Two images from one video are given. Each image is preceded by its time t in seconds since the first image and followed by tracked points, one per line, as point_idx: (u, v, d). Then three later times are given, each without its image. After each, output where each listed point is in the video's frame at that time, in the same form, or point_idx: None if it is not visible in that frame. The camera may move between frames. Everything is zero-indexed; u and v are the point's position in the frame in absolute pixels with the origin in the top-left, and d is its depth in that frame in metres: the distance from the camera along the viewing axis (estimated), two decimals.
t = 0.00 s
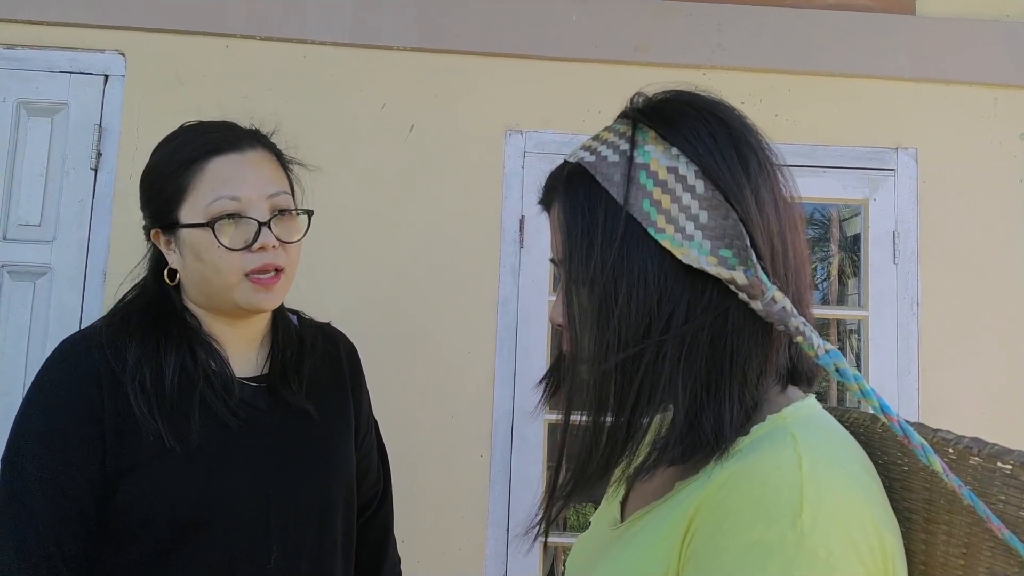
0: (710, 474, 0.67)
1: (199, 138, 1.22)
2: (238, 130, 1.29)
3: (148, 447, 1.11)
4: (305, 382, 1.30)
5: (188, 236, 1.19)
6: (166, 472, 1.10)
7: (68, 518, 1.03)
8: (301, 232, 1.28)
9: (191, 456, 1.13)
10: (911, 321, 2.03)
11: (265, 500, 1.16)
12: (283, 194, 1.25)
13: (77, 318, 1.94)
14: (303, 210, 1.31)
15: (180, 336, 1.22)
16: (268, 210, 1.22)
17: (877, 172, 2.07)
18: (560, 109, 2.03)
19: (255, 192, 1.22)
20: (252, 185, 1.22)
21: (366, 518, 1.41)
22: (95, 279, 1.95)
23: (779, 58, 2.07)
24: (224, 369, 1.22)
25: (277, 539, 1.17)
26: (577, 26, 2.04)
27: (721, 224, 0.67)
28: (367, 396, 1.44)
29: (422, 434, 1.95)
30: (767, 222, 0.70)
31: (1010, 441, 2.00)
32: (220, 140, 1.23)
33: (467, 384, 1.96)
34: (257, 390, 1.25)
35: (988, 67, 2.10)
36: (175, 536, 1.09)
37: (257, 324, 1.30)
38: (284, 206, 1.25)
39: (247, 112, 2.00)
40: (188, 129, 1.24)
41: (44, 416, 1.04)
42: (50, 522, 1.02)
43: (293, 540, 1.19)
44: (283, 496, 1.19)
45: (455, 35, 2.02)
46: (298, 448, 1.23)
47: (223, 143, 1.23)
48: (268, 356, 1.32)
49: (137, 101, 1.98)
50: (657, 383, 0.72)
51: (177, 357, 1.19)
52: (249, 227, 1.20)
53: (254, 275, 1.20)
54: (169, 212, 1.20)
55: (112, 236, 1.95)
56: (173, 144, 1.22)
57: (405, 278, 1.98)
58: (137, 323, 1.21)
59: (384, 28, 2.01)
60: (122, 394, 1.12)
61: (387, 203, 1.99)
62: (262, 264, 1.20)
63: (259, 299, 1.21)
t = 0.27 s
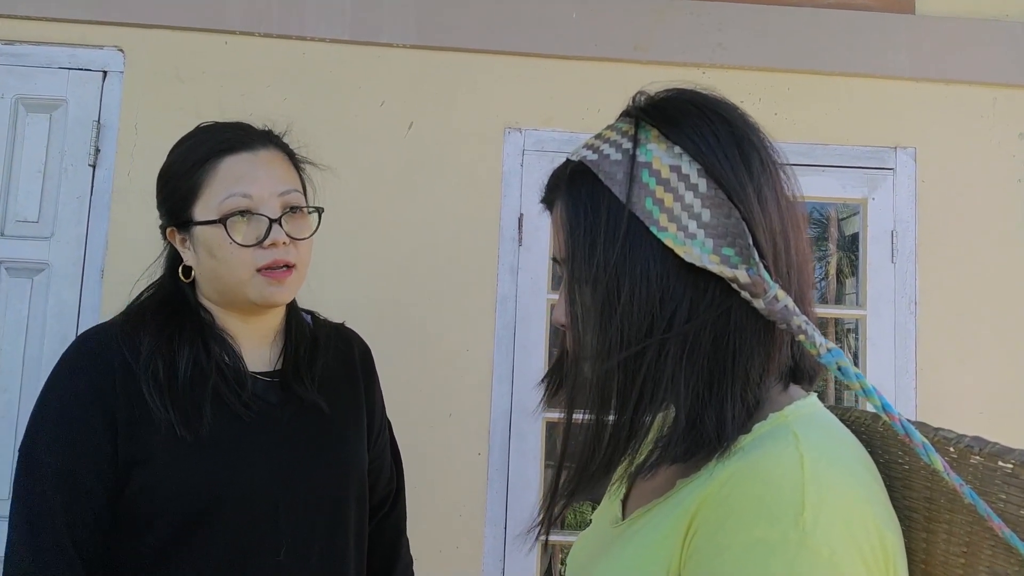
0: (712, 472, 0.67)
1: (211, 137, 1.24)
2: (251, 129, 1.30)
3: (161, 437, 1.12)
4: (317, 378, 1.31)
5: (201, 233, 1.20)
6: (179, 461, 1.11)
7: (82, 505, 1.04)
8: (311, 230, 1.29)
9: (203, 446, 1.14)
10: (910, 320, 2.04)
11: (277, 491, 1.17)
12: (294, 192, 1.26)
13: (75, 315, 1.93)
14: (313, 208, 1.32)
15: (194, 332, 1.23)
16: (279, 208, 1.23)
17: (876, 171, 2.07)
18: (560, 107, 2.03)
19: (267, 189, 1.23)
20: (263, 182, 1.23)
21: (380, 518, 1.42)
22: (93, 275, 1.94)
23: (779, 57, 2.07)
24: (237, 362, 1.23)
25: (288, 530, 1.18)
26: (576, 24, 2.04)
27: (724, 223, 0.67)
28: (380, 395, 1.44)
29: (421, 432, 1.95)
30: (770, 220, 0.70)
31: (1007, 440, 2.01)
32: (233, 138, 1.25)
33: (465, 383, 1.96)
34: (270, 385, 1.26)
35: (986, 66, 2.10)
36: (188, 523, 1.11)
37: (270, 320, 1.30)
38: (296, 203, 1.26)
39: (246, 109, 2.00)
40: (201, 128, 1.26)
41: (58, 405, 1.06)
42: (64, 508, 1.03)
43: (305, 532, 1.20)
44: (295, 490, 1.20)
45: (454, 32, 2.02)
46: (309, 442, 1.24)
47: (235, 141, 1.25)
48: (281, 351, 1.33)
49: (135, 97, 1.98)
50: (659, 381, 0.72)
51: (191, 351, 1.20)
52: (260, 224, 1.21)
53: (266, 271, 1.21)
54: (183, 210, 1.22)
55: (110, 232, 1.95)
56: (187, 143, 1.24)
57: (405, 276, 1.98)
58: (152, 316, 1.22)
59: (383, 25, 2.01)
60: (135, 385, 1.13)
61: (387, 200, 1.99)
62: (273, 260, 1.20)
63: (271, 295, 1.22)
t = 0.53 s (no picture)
0: (715, 472, 0.68)
1: (224, 140, 1.26)
2: (263, 132, 1.32)
3: (172, 434, 1.13)
4: (329, 377, 1.32)
5: (213, 235, 1.22)
6: (190, 458, 1.13)
7: (94, 500, 1.06)
8: (322, 231, 1.30)
9: (213, 443, 1.15)
10: (910, 321, 2.04)
11: (286, 489, 1.18)
12: (304, 194, 1.28)
13: (76, 313, 1.93)
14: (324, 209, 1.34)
15: (207, 331, 1.24)
16: (289, 209, 1.25)
17: (877, 173, 2.07)
18: (561, 107, 2.04)
19: (277, 191, 1.24)
20: (274, 184, 1.24)
21: (394, 521, 1.43)
22: (94, 274, 1.95)
23: (779, 58, 2.07)
24: (249, 361, 1.24)
25: (298, 527, 1.19)
26: (577, 25, 2.04)
27: (728, 224, 0.68)
28: (394, 396, 1.45)
29: (421, 432, 1.95)
30: (773, 221, 0.70)
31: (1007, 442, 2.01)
32: (244, 141, 1.27)
33: (466, 383, 1.96)
34: (282, 384, 1.27)
35: (986, 68, 2.10)
36: (198, 519, 1.12)
37: (282, 320, 1.32)
38: (306, 204, 1.27)
39: (247, 109, 2.00)
40: (214, 131, 1.28)
41: (73, 402, 1.08)
42: (78, 503, 1.05)
43: (315, 530, 1.20)
44: (306, 487, 1.20)
45: (455, 33, 2.02)
46: (320, 441, 1.24)
47: (246, 143, 1.26)
48: (293, 351, 1.34)
49: (137, 96, 1.98)
50: (662, 381, 0.72)
51: (203, 349, 1.22)
52: (271, 225, 1.22)
53: (276, 272, 1.22)
54: (196, 212, 1.24)
55: (111, 231, 1.95)
56: (200, 147, 1.27)
57: (406, 276, 1.98)
58: (167, 315, 1.25)
59: (384, 26, 2.01)
60: (147, 382, 1.15)
61: (388, 200, 1.99)
62: (283, 261, 1.22)
63: (281, 295, 1.23)
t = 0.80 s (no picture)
0: (716, 470, 0.67)
1: (230, 138, 1.26)
2: (269, 132, 1.32)
3: (180, 432, 1.14)
4: (336, 376, 1.32)
5: (221, 234, 1.22)
6: (198, 456, 1.13)
7: (103, 499, 1.06)
8: (328, 229, 1.31)
9: (220, 441, 1.16)
10: (911, 319, 2.04)
11: (295, 484, 1.19)
12: (311, 192, 1.28)
13: (77, 311, 1.93)
14: (330, 208, 1.34)
15: (216, 329, 1.25)
16: (296, 208, 1.25)
17: (877, 171, 2.07)
18: (561, 105, 2.03)
19: (284, 190, 1.24)
20: (281, 183, 1.25)
21: (403, 518, 1.43)
22: (94, 272, 1.94)
23: (780, 55, 2.07)
24: (256, 360, 1.24)
25: (306, 523, 1.19)
26: (577, 23, 2.03)
27: (729, 221, 0.68)
28: (401, 394, 1.46)
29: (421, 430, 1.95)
30: (774, 219, 0.70)
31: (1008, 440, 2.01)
32: (250, 140, 1.27)
33: (467, 381, 1.96)
34: (290, 382, 1.28)
35: (988, 66, 2.10)
36: (207, 517, 1.12)
37: (290, 319, 1.32)
38: (313, 203, 1.28)
39: (247, 106, 1.99)
40: (220, 131, 1.28)
41: (81, 402, 1.08)
42: (87, 502, 1.05)
43: (323, 526, 1.21)
44: (314, 484, 1.21)
45: (455, 30, 2.02)
46: (328, 438, 1.25)
47: (253, 143, 1.26)
48: (301, 350, 1.34)
49: (137, 94, 1.98)
50: (663, 378, 0.72)
51: (211, 347, 1.23)
52: (278, 224, 1.22)
53: (284, 270, 1.23)
54: (204, 211, 1.24)
55: (112, 229, 1.95)
56: (206, 147, 1.27)
57: (406, 274, 1.98)
58: (175, 314, 1.26)
59: (384, 23, 2.01)
60: (155, 381, 1.15)
61: (388, 198, 1.99)
62: (290, 259, 1.22)
63: (288, 294, 1.23)
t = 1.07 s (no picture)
0: (714, 469, 0.67)
1: (230, 137, 1.26)
2: (269, 131, 1.32)
3: (182, 431, 1.14)
4: (337, 374, 1.32)
5: (222, 233, 1.22)
6: (201, 454, 1.13)
7: (106, 498, 1.07)
8: (328, 227, 1.31)
9: (222, 439, 1.16)
10: (908, 317, 2.04)
11: (297, 482, 1.19)
12: (310, 191, 1.28)
13: (74, 309, 1.93)
14: (331, 206, 1.34)
15: (216, 329, 1.25)
16: (296, 207, 1.25)
17: (875, 169, 2.07)
18: (559, 103, 2.03)
19: (284, 188, 1.24)
20: (281, 182, 1.24)
21: (405, 515, 1.43)
22: (91, 270, 1.94)
23: (779, 53, 2.07)
24: (258, 358, 1.25)
25: (310, 521, 1.19)
26: (576, 21, 2.03)
27: (727, 218, 0.67)
28: (402, 392, 1.45)
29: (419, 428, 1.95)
30: (772, 217, 0.70)
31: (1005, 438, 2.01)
32: (251, 139, 1.26)
33: (465, 379, 1.96)
34: (291, 380, 1.27)
35: (986, 64, 2.10)
36: (209, 515, 1.12)
37: (291, 317, 1.32)
38: (312, 202, 1.27)
39: (245, 104, 1.99)
40: (221, 130, 1.28)
41: (84, 402, 1.09)
42: (90, 502, 1.06)
43: (326, 523, 1.21)
44: (316, 481, 1.21)
45: (453, 28, 2.01)
46: (330, 436, 1.25)
47: (253, 142, 1.26)
48: (301, 348, 1.34)
49: (134, 91, 1.97)
50: (661, 377, 0.72)
51: (212, 346, 1.23)
52: (278, 222, 1.22)
53: (284, 269, 1.23)
54: (205, 211, 1.24)
55: (109, 227, 1.94)
56: (207, 146, 1.26)
57: (404, 272, 1.98)
58: (176, 315, 1.26)
59: (382, 21, 2.00)
60: (157, 381, 1.16)
61: (386, 196, 1.99)
62: (291, 258, 1.22)
63: (289, 292, 1.23)
